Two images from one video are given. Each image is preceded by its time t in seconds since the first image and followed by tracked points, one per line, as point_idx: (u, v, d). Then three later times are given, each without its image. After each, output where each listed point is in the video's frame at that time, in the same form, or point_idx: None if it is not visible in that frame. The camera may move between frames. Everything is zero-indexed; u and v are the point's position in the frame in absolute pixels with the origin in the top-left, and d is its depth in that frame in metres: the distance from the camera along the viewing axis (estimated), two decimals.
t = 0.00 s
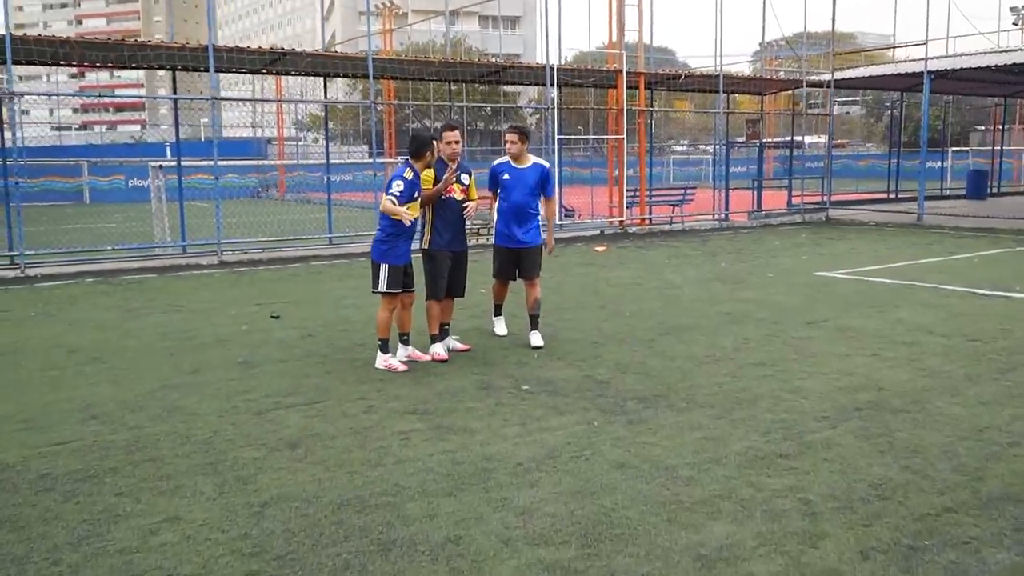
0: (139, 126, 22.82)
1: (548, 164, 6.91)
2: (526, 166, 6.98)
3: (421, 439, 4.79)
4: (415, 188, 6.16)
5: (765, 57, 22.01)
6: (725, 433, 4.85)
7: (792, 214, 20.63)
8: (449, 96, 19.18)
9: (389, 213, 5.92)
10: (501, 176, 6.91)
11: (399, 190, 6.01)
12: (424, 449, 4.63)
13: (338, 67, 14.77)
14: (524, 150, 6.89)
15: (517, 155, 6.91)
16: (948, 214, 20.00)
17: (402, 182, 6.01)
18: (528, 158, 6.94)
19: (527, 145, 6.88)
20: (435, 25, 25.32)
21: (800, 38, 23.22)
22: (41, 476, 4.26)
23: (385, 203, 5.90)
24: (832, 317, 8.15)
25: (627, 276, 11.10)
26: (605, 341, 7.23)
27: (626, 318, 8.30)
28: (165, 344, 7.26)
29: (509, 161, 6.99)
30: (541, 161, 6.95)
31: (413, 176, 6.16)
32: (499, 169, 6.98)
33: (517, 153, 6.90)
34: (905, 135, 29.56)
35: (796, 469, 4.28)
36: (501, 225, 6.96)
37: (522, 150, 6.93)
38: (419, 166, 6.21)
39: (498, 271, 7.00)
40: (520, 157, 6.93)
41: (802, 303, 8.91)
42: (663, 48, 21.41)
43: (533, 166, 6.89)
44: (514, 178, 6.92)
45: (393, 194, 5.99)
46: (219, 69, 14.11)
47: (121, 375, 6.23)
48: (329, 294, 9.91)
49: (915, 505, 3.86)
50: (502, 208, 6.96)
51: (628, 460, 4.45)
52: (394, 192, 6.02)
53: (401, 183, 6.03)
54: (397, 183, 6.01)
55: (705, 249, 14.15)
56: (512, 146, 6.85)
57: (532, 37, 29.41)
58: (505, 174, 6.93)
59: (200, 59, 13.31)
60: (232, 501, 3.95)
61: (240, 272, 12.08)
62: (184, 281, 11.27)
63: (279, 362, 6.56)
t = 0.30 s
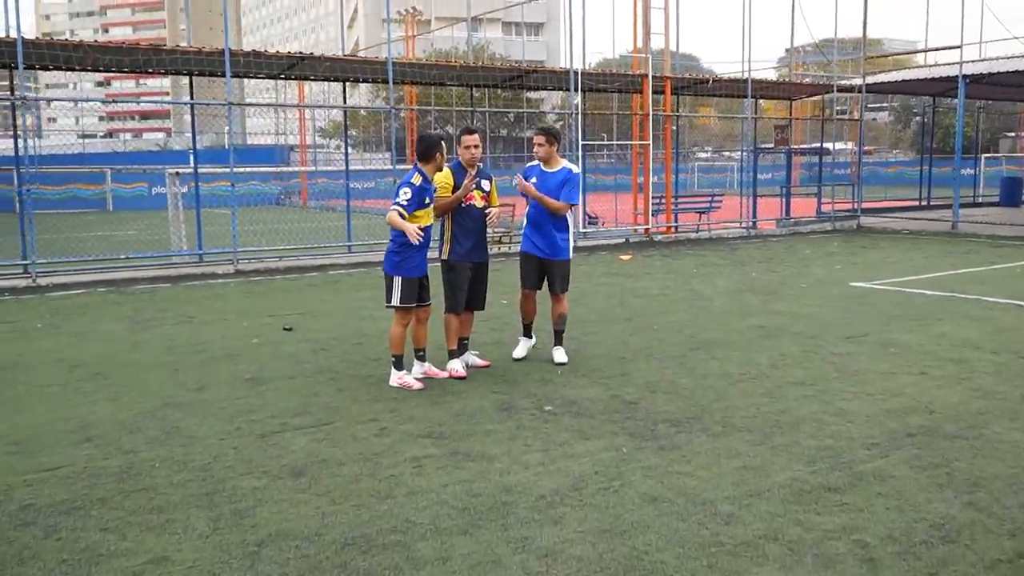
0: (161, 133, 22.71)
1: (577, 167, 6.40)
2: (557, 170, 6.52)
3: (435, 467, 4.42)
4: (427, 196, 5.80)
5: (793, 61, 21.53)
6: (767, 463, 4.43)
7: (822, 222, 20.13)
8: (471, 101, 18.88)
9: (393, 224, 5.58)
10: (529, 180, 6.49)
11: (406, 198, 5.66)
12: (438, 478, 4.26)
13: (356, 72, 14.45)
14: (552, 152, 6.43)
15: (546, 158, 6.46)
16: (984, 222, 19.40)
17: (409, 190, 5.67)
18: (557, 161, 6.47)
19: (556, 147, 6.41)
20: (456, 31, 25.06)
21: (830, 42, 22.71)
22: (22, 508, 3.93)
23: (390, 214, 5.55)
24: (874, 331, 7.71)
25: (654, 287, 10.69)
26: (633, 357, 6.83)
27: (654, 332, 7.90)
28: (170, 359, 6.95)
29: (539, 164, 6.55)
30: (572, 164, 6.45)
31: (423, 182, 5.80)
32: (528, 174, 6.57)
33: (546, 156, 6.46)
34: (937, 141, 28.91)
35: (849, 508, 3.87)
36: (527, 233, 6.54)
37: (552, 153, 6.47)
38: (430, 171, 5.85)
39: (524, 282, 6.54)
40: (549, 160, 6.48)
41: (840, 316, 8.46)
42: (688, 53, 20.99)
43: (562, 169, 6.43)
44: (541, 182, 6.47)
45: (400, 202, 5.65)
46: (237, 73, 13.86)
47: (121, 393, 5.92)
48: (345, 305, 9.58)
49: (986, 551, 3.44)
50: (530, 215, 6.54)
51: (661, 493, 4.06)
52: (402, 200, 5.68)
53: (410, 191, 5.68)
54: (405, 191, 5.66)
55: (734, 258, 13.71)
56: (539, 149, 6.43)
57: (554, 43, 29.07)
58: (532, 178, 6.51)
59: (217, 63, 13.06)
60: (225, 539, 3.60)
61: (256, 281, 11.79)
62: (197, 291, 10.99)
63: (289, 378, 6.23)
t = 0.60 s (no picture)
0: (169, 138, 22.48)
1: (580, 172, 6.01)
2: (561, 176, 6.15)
3: (432, 497, 4.06)
4: (424, 202, 5.46)
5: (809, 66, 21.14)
6: (795, 495, 4.05)
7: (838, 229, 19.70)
8: (480, 106, 18.55)
9: (387, 233, 5.23)
10: (531, 188, 6.13)
11: (402, 204, 5.31)
12: (435, 512, 3.89)
13: (362, 75, 14.12)
14: (554, 157, 6.07)
15: (548, 163, 6.10)
16: (1005, 229, 18.90)
17: (404, 195, 5.32)
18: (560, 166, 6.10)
19: (557, 151, 6.05)
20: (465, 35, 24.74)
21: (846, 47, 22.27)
22: None
23: (383, 224, 5.21)
24: (901, 346, 7.30)
25: (668, 297, 10.30)
26: (647, 373, 6.44)
27: (668, 345, 7.52)
28: (160, 374, 6.62)
29: (541, 171, 6.19)
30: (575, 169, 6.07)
31: (419, 186, 5.46)
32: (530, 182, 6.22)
33: (547, 161, 6.10)
34: (955, 147, 28.39)
35: (889, 549, 3.49)
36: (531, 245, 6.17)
37: (554, 158, 6.10)
38: (425, 174, 5.51)
39: (531, 297, 6.14)
40: (552, 165, 6.12)
41: (864, 329, 8.06)
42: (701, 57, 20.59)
43: (566, 175, 6.07)
44: (543, 190, 6.11)
45: (395, 209, 5.30)
46: (240, 76, 13.56)
47: (104, 412, 5.59)
48: (347, 315, 9.24)
49: None
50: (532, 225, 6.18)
51: (680, 530, 3.68)
52: (397, 207, 5.33)
53: (405, 196, 5.34)
54: (399, 197, 5.32)
55: (749, 266, 13.31)
56: (538, 154, 6.07)
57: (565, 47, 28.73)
58: (533, 185, 6.15)
59: (218, 66, 12.76)
60: None
61: (257, 290, 11.47)
62: (195, 300, 10.66)
63: (282, 396, 5.87)
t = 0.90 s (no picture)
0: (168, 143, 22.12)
1: (579, 170, 5.68)
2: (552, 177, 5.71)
3: (422, 532, 3.68)
4: (414, 207, 5.09)
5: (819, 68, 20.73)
6: (821, 531, 3.67)
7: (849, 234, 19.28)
8: (484, 109, 18.14)
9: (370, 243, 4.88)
10: (524, 191, 5.65)
11: (388, 209, 4.95)
12: (423, 550, 3.51)
13: (360, 76, 13.76)
14: (547, 157, 5.66)
15: (538, 164, 5.66)
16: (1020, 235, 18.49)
17: (391, 200, 4.96)
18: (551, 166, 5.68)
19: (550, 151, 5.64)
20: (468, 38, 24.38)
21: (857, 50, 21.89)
22: None
23: (365, 232, 4.86)
24: (923, 359, 6.91)
25: (675, 305, 9.91)
26: (656, 389, 6.05)
27: (677, 358, 7.13)
28: (139, 388, 6.25)
29: (530, 173, 5.71)
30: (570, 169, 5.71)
31: (408, 190, 5.08)
32: (517, 187, 5.70)
33: (537, 161, 5.66)
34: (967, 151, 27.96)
35: None
36: (530, 254, 5.68)
37: (544, 158, 5.69)
38: (414, 178, 5.14)
39: (530, 313, 5.71)
40: (542, 165, 5.67)
41: (883, 341, 7.67)
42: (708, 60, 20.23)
43: (561, 175, 5.65)
44: (540, 193, 5.64)
45: (380, 215, 4.93)
46: (236, 78, 13.21)
47: (74, 431, 5.23)
48: (341, 325, 8.87)
49: None
50: (527, 233, 5.69)
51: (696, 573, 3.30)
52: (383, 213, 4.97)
53: (391, 201, 4.97)
54: (385, 202, 4.96)
55: (758, 274, 12.92)
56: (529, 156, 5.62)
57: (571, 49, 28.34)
58: (526, 189, 5.67)
59: (212, 67, 12.42)
60: None
61: (251, 297, 11.11)
62: (186, 308, 10.30)
63: (267, 414, 5.50)
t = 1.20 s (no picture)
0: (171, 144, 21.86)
1: (585, 168, 5.35)
2: (559, 177, 5.30)
3: (419, 572, 3.32)
4: (411, 210, 4.75)
5: (832, 69, 20.36)
6: (862, 572, 3.30)
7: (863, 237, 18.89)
8: (490, 110, 17.80)
9: (365, 249, 4.53)
10: (534, 194, 5.21)
11: (382, 212, 4.59)
12: None
13: (363, 75, 13.40)
14: (554, 157, 5.26)
15: (544, 165, 5.24)
16: None
17: (386, 202, 4.61)
18: (557, 167, 5.29)
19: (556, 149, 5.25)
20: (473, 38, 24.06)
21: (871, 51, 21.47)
22: None
23: (359, 237, 4.51)
24: (952, 373, 6.53)
25: (688, 312, 9.54)
26: (671, 404, 5.69)
27: (693, 370, 6.77)
28: (123, 402, 5.90)
29: (535, 174, 5.27)
30: (574, 167, 5.36)
31: (404, 192, 4.74)
32: (524, 191, 5.24)
33: (542, 162, 5.24)
34: (982, 154, 27.51)
35: None
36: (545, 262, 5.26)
37: (548, 157, 5.28)
38: (410, 179, 4.81)
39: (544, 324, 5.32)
40: (549, 165, 5.26)
41: (908, 352, 7.29)
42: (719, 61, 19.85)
43: (571, 175, 5.28)
44: (551, 196, 5.23)
45: (375, 219, 4.58)
46: (236, 77, 12.90)
47: (48, 450, 4.88)
48: (340, 332, 8.51)
49: None
50: (539, 239, 5.25)
51: None
52: (377, 216, 4.62)
53: (386, 203, 4.62)
54: (380, 204, 4.61)
55: (772, 279, 12.55)
56: (537, 156, 5.18)
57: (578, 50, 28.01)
58: (536, 193, 5.23)
59: (210, 66, 12.11)
60: None
61: (248, 303, 10.77)
62: (180, 314, 9.96)
63: (256, 432, 5.15)
